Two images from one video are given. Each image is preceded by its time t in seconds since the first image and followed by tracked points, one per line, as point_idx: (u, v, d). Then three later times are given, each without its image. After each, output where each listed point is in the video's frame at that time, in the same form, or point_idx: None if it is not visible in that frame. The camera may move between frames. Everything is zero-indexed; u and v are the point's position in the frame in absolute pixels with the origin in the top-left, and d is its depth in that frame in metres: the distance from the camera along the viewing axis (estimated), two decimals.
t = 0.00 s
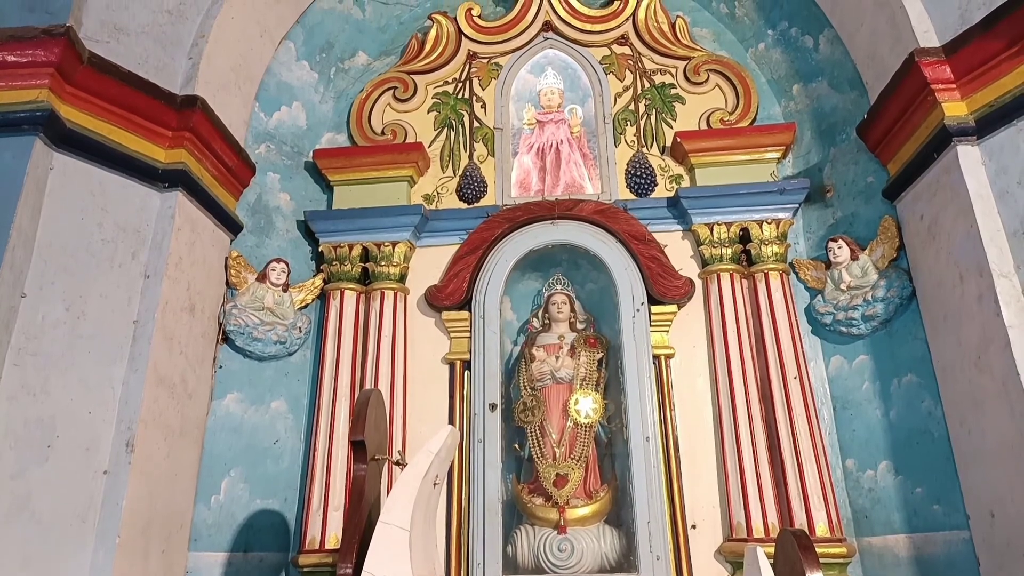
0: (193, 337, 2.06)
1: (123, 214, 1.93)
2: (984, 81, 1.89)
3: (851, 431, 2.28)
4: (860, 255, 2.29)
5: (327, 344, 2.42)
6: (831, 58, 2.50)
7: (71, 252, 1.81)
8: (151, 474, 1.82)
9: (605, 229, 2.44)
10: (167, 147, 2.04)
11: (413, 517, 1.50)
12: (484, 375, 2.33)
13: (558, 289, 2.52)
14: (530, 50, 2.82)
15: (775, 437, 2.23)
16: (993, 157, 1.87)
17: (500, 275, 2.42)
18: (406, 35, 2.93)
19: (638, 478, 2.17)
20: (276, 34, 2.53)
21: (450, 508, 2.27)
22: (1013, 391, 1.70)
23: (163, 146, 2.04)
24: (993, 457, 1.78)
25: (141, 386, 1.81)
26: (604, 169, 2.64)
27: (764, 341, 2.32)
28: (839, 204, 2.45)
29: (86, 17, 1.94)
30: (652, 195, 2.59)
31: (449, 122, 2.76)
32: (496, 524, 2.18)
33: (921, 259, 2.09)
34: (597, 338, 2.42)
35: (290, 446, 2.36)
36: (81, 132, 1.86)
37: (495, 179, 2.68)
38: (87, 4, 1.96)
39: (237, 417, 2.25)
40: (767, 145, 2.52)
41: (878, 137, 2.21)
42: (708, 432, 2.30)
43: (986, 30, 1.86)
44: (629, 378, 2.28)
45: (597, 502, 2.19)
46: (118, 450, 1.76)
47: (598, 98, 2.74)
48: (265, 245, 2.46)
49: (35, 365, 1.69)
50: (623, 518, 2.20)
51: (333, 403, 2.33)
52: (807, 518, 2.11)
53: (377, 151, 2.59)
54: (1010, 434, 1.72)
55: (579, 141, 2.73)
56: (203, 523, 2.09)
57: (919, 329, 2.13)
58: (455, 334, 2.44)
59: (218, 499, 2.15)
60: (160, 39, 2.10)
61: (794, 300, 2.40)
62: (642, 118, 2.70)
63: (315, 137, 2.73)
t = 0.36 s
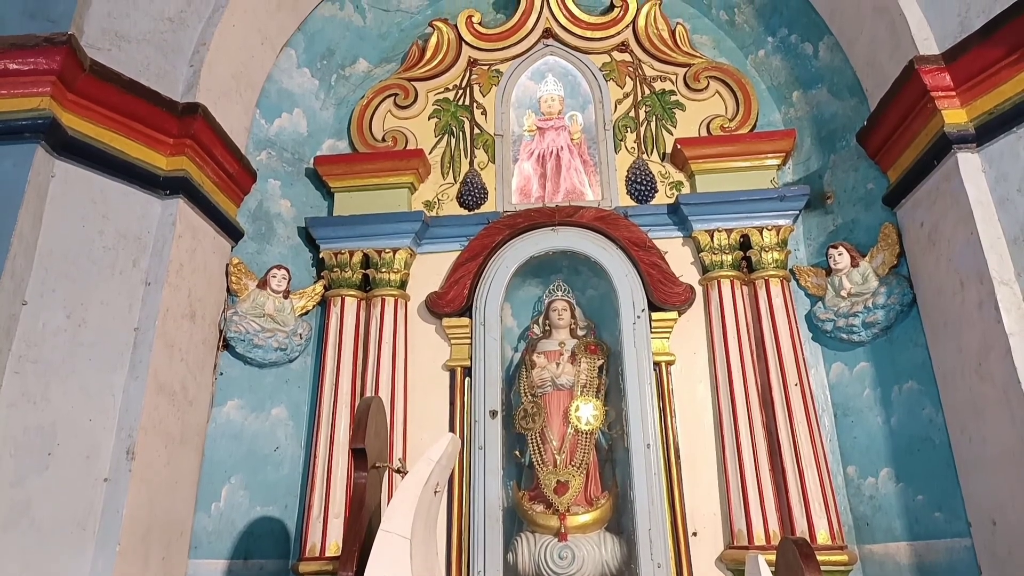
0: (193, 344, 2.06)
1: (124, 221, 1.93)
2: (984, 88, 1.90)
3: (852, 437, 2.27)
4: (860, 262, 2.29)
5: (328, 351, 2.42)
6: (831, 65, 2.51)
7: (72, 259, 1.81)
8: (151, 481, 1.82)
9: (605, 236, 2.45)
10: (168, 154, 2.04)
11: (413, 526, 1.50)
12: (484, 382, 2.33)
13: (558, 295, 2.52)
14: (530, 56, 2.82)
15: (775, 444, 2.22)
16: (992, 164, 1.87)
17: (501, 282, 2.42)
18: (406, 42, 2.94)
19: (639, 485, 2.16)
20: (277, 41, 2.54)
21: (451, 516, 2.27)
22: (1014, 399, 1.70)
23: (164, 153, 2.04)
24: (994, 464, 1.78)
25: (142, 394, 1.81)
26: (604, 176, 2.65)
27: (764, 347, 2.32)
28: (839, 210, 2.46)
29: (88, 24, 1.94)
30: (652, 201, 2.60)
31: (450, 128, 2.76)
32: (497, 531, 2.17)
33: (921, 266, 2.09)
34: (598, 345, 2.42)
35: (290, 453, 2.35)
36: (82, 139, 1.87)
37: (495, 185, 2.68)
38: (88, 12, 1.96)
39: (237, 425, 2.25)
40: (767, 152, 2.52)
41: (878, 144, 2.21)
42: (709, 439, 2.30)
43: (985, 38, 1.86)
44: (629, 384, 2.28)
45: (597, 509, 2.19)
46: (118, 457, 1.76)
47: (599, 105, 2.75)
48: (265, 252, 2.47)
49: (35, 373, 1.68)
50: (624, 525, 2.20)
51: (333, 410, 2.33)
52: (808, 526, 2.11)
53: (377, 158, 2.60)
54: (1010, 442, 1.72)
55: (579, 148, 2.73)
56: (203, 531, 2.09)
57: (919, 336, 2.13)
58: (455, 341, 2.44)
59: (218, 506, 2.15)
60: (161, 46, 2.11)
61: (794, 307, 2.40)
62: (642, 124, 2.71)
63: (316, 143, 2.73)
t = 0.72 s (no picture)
0: (193, 351, 2.06)
1: (125, 229, 1.93)
2: (982, 96, 1.91)
3: (852, 444, 2.27)
4: (860, 269, 2.29)
5: (328, 358, 2.42)
6: (830, 73, 2.51)
7: (72, 267, 1.81)
8: (151, 489, 1.82)
9: (605, 242, 2.45)
10: (169, 162, 2.05)
11: (413, 535, 1.49)
12: (484, 389, 2.33)
13: (558, 302, 2.52)
14: (530, 64, 2.83)
15: (775, 451, 2.22)
16: (991, 171, 1.88)
17: (501, 289, 2.42)
18: (406, 49, 2.94)
19: (640, 492, 2.16)
20: (278, 48, 2.55)
21: (451, 523, 2.27)
22: (1013, 406, 1.70)
23: (166, 161, 2.04)
24: (994, 471, 1.78)
25: (142, 401, 1.81)
26: (604, 183, 2.65)
27: (764, 354, 2.32)
28: (838, 217, 2.46)
29: (89, 33, 1.95)
30: (652, 208, 2.60)
31: (450, 135, 2.77)
32: (497, 538, 2.17)
33: (921, 273, 2.09)
34: (598, 351, 2.42)
35: (290, 461, 2.35)
36: (84, 147, 1.87)
37: (495, 192, 2.68)
38: (90, 20, 1.97)
39: (237, 432, 2.25)
40: (767, 159, 2.53)
41: (877, 151, 2.22)
42: (709, 446, 2.30)
43: (983, 46, 1.87)
44: (629, 391, 2.28)
45: (597, 516, 2.19)
46: (118, 465, 1.76)
47: (598, 112, 2.76)
48: (266, 259, 2.47)
49: (36, 381, 1.69)
50: (624, 532, 2.20)
51: (333, 417, 2.33)
52: (809, 533, 2.10)
53: (378, 165, 2.60)
54: (1010, 449, 1.72)
55: (579, 155, 2.74)
56: (203, 538, 2.09)
57: (919, 343, 2.14)
58: (455, 348, 2.44)
59: (217, 514, 2.14)
60: (162, 54, 2.11)
61: (794, 313, 2.40)
62: (642, 131, 2.72)
63: (316, 150, 2.74)
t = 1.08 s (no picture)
0: (195, 360, 2.06)
1: (127, 238, 1.94)
2: (980, 105, 1.91)
3: (852, 452, 2.28)
4: (860, 277, 2.30)
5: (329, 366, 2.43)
6: (829, 81, 2.53)
7: (74, 276, 1.82)
8: (152, 498, 1.82)
9: (605, 250, 2.45)
10: (171, 171, 2.05)
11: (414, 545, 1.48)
12: (485, 397, 2.33)
13: (558, 310, 2.52)
14: (530, 72, 2.84)
15: (776, 458, 2.23)
16: (990, 181, 1.89)
17: (501, 297, 2.42)
18: (407, 58, 2.95)
19: (640, 500, 2.16)
20: (280, 57, 2.56)
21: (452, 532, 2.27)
22: (1013, 415, 1.70)
23: (167, 170, 2.05)
24: (995, 480, 1.78)
25: (144, 410, 1.82)
26: (604, 191, 2.66)
27: (764, 361, 2.32)
28: (838, 225, 2.47)
29: (92, 43, 1.96)
30: (652, 216, 2.61)
31: (450, 144, 2.78)
32: (498, 546, 2.17)
33: (920, 281, 2.10)
34: (598, 359, 2.43)
35: (290, 469, 2.35)
36: (86, 157, 1.88)
37: (496, 200, 2.69)
38: (93, 31, 1.98)
39: (238, 440, 2.25)
40: (767, 167, 2.54)
41: (876, 159, 2.23)
42: (709, 454, 2.30)
43: (981, 56, 1.88)
44: (629, 399, 2.29)
45: (598, 524, 2.19)
46: (120, 474, 1.76)
47: (598, 121, 2.77)
48: (267, 267, 2.48)
49: (37, 390, 1.69)
50: (625, 541, 2.20)
51: (334, 426, 2.33)
52: (810, 541, 2.10)
53: (379, 173, 2.61)
54: (1011, 458, 1.72)
55: (579, 163, 2.75)
56: (203, 547, 2.08)
57: (919, 351, 2.14)
58: (456, 356, 2.44)
59: (218, 522, 2.14)
60: (164, 64, 2.12)
61: (794, 321, 2.40)
62: (642, 140, 2.73)
63: (318, 158, 2.75)
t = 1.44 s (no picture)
0: (196, 368, 2.07)
1: (129, 247, 1.95)
2: (978, 115, 1.92)
3: (852, 461, 2.28)
4: (859, 286, 2.31)
5: (330, 374, 2.43)
6: (827, 91, 2.54)
7: (76, 285, 1.83)
8: (153, 506, 1.83)
9: (605, 259, 2.46)
10: (173, 180, 2.06)
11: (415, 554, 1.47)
12: (485, 405, 2.33)
13: (558, 318, 2.53)
14: (530, 81, 2.86)
15: (776, 466, 2.23)
16: (988, 190, 1.90)
17: (501, 305, 2.43)
18: (408, 67, 2.97)
19: (640, 508, 2.17)
20: (282, 66, 2.57)
21: (453, 540, 2.27)
22: (1012, 424, 1.71)
23: (169, 179, 2.06)
24: (994, 488, 1.79)
25: (145, 418, 1.82)
26: (604, 199, 2.67)
27: (764, 369, 2.33)
28: (837, 234, 2.48)
29: (95, 53, 1.97)
30: (652, 224, 2.62)
31: (451, 152, 2.79)
32: (498, 555, 2.17)
33: (919, 290, 2.11)
34: (598, 367, 2.43)
35: (290, 477, 2.36)
36: (89, 166, 1.89)
37: (496, 209, 2.70)
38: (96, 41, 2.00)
39: (239, 448, 2.25)
40: (766, 176, 2.55)
41: (875, 169, 2.23)
42: (709, 462, 2.31)
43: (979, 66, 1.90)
44: (629, 407, 2.29)
45: (598, 532, 2.19)
46: (121, 482, 1.77)
47: (598, 129, 2.78)
48: (268, 275, 2.48)
49: (39, 399, 1.70)
50: (626, 549, 2.20)
51: (335, 434, 2.34)
52: (810, 549, 2.11)
53: (380, 181, 2.62)
54: (1010, 467, 1.73)
55: (579, 171, 2.76)
56: (203, 556, 2.08)
57: (918, 360, 2.15)
58: (457, 364, 2.45)
59: (219, 531, 2.14)
60: (166, 73, 2.13)
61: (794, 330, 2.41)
62: (642, 148, 2.74)
63: (319, 167, 2.76)
